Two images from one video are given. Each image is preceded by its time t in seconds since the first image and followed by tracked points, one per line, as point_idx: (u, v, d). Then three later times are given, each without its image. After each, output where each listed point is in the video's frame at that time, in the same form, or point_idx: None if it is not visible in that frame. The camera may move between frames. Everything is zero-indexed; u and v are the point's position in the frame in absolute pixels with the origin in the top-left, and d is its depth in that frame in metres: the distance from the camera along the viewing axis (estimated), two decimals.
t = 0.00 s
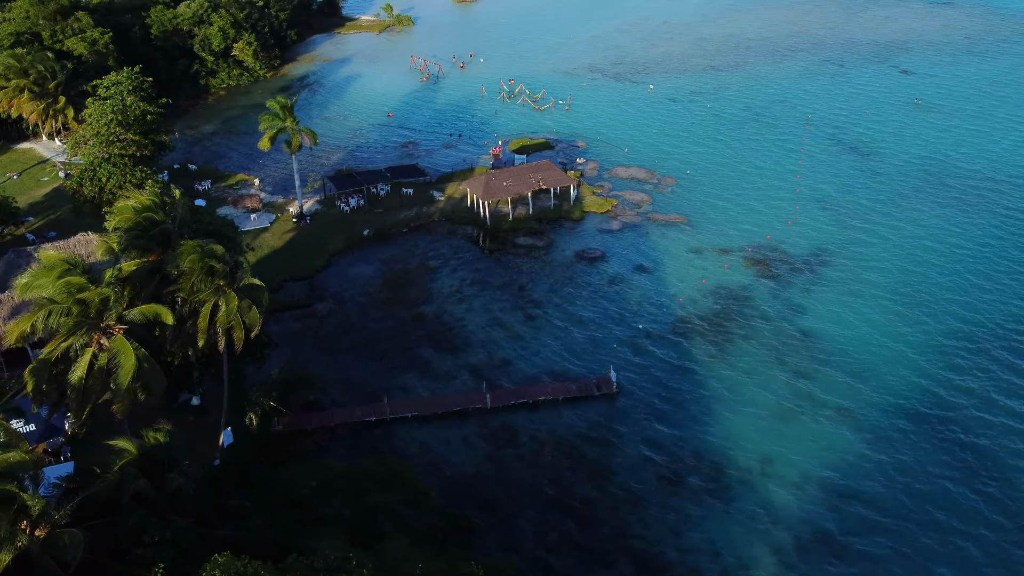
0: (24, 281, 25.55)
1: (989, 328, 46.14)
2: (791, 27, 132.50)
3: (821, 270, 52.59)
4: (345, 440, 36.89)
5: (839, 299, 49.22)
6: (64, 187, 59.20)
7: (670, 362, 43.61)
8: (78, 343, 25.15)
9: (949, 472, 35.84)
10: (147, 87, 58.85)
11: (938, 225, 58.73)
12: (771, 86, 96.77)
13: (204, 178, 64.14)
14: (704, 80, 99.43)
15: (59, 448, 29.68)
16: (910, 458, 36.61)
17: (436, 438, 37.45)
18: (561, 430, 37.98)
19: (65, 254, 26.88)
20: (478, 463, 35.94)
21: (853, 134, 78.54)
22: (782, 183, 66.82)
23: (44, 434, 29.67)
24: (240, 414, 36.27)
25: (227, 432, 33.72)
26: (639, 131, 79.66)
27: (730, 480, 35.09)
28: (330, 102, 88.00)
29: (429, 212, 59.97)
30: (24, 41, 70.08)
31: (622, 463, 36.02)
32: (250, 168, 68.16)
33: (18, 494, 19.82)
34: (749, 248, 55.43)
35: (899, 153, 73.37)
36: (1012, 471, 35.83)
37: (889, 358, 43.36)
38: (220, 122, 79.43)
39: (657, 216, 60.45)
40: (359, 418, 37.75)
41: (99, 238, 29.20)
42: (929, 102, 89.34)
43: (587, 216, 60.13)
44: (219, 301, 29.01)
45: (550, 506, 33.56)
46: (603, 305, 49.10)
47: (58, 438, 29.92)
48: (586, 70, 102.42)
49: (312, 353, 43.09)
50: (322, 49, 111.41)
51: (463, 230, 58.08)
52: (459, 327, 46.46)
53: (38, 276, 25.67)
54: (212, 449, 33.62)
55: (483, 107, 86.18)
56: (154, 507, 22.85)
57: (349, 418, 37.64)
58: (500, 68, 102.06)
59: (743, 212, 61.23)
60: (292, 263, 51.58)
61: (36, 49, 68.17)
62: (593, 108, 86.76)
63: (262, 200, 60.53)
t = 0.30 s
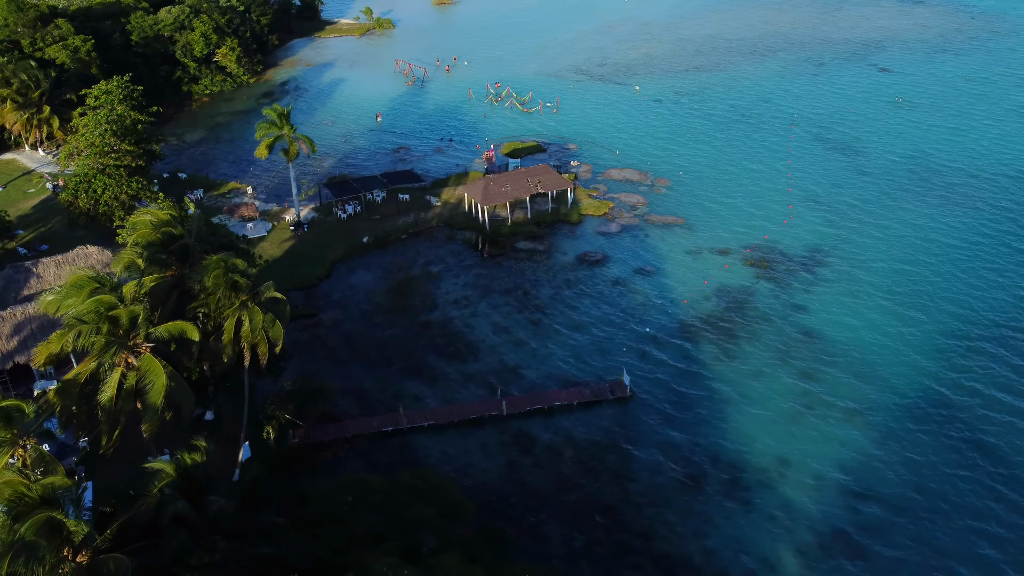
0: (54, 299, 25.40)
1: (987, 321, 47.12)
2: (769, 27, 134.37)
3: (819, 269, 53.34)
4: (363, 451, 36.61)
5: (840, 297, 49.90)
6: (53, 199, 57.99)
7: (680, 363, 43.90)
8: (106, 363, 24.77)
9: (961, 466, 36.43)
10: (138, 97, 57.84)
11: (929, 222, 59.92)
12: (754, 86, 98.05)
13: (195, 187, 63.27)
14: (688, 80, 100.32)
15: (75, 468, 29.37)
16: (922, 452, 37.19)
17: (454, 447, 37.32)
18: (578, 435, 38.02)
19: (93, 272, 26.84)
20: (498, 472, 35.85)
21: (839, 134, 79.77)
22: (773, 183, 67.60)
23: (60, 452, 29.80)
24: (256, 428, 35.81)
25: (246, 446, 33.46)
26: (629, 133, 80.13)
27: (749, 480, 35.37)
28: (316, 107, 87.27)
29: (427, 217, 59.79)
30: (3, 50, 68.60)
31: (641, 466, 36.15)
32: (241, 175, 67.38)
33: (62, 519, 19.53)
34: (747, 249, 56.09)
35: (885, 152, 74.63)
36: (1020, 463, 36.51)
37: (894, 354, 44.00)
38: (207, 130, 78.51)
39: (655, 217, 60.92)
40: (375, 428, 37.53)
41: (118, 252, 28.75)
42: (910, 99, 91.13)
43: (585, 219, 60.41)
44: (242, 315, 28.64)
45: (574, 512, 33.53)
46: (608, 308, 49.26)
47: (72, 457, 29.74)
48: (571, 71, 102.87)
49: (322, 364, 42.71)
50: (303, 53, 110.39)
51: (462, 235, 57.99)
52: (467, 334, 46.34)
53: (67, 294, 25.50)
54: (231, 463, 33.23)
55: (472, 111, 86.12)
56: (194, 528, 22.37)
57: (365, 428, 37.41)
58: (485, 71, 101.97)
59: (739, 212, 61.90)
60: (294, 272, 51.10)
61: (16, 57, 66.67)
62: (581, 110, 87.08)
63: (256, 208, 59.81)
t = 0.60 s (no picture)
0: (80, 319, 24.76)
1: (979, 314, 48.24)
2: (743, 27, 136.31)
3: (813, 267, 53.95)
4: (378, 464, 36.39)
5: (836, 294, 50.76)
6: (37, 212, 56.67)
7: (686, 364, 44.24)
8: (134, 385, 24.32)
9: (968, 456, 37.20)
10: (124, 106, 56.86)
11: (912, 220, 61.41)
12: (734, 86, 99.38)
13: (183, 197, 62.26)
14: (668, 81, 101.31)
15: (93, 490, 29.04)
16: (928, 446, 37.82)
17: (469, 455, 37.22)
18: (592, 440, 38.13)
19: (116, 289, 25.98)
20: (515, 479, 35.82)
21: (820, 133, 81.24)
22: (760, 184, 68.54)
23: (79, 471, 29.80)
24: (271, 443, 35.42)
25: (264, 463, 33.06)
26: (615, 135, 80.65)
27: (764, 480, 35.78)
28: (299, 113, 86.44)
29: (422, 224, 59.56)
30: None
31: (657, 469, 36.37)
32: (229, 184, 66.53)
33: (109, 546, 19.07)
34: (741, 248, 56.78)
35: (867, 151, 76.18)
36: None
37: (894, 349, 44.84)
38: (189, 139, 77.43)
39: (648, 219, 61.41)
40: (389, 439, 37.33)
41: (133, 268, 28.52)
42: (886, 98, 93.09)
43: (579, 222, 60.73)
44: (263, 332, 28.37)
45: (594, 518, 33.61)
46: (610, 311, 49.49)
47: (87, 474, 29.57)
48: (552, 74, 103.28)
49: (329, 375, 42.31)
50: (281, 58, 109.28)
51: (458, 241, 57.87)
52: (472, 341, 46.25)
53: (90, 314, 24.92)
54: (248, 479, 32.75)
55: (456, 115, 86.04)
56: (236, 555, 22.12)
57: (379, 440, 37.17)
58: (467, 75, 101.95)
59: (729, 213, 62.69)
60: (292, 283, 50.54)
61: None
62: (566, 113, 87.41)
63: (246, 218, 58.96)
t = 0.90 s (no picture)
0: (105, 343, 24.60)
1: (963, 307, 49.71)
2: (712, 28, 138.33)
3: (801, 265, 55.24)
4: (390, 475, 36.20)
5: (825, 292, 51.92)
6: (16, 227, 55.27)
7: (687, 365, 44.77)
8: (159, 408, 23.92)
9: (966, 447, 38.30)
10: (105, 118, 55.74)
11: (892, 216, 63.07)
12: (708, 87, 100.84)
13: (166, 209, 61.31)
14: (643, 82, 102.35)
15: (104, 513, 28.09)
16: (926, 438, 38.91)
17: (480, 464, 37.20)
18: (601, 444, 38.43)
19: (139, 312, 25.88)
20: (529, 486, 35.92)
21: (796, 133, 82.95)
22: (742, 184, 69.78)
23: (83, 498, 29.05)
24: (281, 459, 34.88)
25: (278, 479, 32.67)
26: (596, 137, 81.26)
27: (772, 478, 36.43)
28: (276, 120, 85.47)
29: (412, 230, 59.36)
30: None
31: (667, 472, 36.82)
32: (211, 194, 65.61)
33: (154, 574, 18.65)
34: (730, 248, 57.70)
35: (842, 150, 78.02)
36: (1017, 442, 38.34)
37: (886, 345, 45.99)
38: (166, 149, 76.19)
39: (636, 221, 62.02)
40: (399, 450, 37.11)
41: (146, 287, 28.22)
42: (857, 97, 95.26)
43: (569, 226, 61.11)
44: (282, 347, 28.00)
45: (611, 522, 33.89)
46: (607, 313, 49.92)
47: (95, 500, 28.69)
48: (529, 76, 103.69)
49: (331, 387, 42.00)
50: (253, 64, 107.94)
51: (450, 247, 57.82)
52: (472, 347, 46.21)
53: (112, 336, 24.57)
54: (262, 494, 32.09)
55: (436, 119, 85.88)
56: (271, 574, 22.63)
57: (389, 451, 36.99)
58: (443, 78, 101.80)
59: (715, 214, 63.71)
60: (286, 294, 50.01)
61: None
62: (545, 115, 87.76)
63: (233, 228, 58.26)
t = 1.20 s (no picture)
0: (126, 368, 24.08)
1: (940, 300, 51.56)
2: (676, 28, 140.18)
3: (783, 264, 56.65)
4: (399, 487, 36.20)
5: (809, 290, 53.31)
6: None
7: (683, 366, 45.54)
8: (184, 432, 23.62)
9: (956, 437, 39.66)
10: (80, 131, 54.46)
11: (865, 214, 65.08)
12: (677, 87, 102.27)
13: (144, 223, 60.13)
14: (614, 84, 103.30)
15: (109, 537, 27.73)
16: (918, 429, 40.27)
17: (488, 472, 37.39)
18: (606, 448, 38.96)
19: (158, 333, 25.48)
20: (538, 492, 36.24)
21: (767, 132, 84.77)
22: (720, 184, 71.16)
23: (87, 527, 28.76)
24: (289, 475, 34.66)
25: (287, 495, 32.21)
26: (573, 139, 81.89)
27: (775, 475, 37.41)
28: (249, 128, 84.26)
29: (398, 238, 59.17)
30: None
31: (673, 473, 37.53)
32: (189, 207, 64.51)
33: None
34: (713, 249, 58.83)
35: (813, 149, 80.06)
36: (1003, 431, 39.97)
37: (872, 341, 47.41)
38: (137, 161, 74.65)
39: (620, 223, 62.78)
40: (407, 461, 37.14)
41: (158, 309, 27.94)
42: (822, 96, 97.67)
43: (554, 229, 61.55)
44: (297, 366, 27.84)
45: (623, 524, 34.43)
46: (600, 317, 50.41)
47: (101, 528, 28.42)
48: (500, 80, 103.94)
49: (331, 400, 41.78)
50: (219, 71, 106.24)
51: (437, 253, 57.78)
52: (470, 355, 46.36)
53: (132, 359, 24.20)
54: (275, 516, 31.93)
55: (412, 125, 85.59)
56: None
57: (397, 463, 36.97)
58: (415, 83, 101.38)
59: (697, 215, 64.81)
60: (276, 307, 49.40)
61: None
62: (520, 119, 88.06)
63: (215, 241, 57.39)
